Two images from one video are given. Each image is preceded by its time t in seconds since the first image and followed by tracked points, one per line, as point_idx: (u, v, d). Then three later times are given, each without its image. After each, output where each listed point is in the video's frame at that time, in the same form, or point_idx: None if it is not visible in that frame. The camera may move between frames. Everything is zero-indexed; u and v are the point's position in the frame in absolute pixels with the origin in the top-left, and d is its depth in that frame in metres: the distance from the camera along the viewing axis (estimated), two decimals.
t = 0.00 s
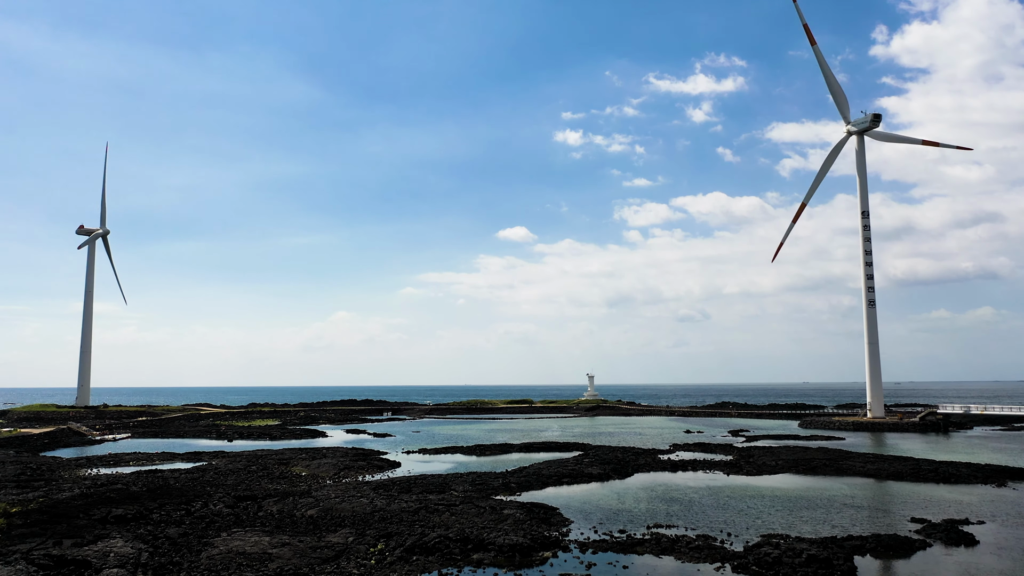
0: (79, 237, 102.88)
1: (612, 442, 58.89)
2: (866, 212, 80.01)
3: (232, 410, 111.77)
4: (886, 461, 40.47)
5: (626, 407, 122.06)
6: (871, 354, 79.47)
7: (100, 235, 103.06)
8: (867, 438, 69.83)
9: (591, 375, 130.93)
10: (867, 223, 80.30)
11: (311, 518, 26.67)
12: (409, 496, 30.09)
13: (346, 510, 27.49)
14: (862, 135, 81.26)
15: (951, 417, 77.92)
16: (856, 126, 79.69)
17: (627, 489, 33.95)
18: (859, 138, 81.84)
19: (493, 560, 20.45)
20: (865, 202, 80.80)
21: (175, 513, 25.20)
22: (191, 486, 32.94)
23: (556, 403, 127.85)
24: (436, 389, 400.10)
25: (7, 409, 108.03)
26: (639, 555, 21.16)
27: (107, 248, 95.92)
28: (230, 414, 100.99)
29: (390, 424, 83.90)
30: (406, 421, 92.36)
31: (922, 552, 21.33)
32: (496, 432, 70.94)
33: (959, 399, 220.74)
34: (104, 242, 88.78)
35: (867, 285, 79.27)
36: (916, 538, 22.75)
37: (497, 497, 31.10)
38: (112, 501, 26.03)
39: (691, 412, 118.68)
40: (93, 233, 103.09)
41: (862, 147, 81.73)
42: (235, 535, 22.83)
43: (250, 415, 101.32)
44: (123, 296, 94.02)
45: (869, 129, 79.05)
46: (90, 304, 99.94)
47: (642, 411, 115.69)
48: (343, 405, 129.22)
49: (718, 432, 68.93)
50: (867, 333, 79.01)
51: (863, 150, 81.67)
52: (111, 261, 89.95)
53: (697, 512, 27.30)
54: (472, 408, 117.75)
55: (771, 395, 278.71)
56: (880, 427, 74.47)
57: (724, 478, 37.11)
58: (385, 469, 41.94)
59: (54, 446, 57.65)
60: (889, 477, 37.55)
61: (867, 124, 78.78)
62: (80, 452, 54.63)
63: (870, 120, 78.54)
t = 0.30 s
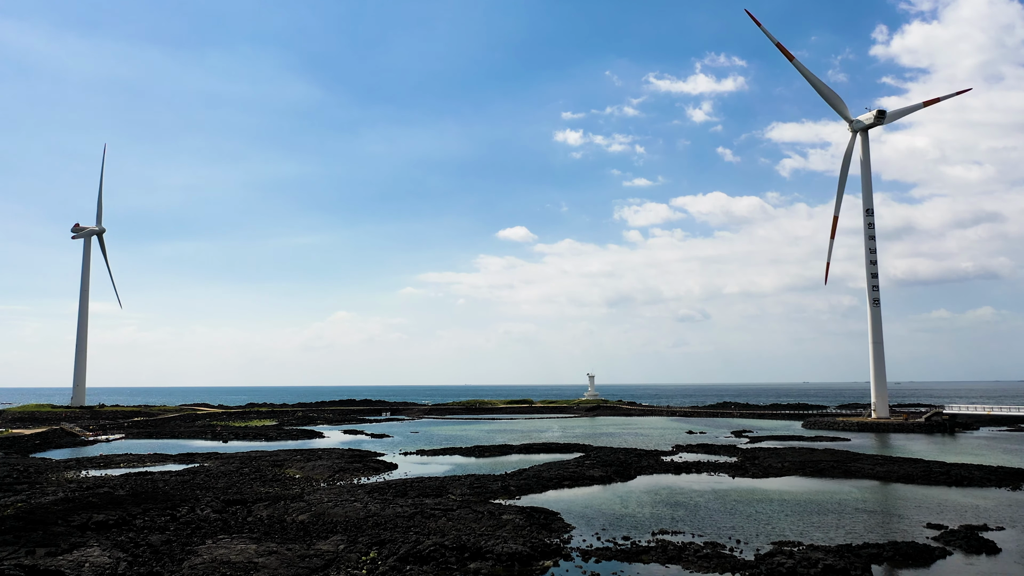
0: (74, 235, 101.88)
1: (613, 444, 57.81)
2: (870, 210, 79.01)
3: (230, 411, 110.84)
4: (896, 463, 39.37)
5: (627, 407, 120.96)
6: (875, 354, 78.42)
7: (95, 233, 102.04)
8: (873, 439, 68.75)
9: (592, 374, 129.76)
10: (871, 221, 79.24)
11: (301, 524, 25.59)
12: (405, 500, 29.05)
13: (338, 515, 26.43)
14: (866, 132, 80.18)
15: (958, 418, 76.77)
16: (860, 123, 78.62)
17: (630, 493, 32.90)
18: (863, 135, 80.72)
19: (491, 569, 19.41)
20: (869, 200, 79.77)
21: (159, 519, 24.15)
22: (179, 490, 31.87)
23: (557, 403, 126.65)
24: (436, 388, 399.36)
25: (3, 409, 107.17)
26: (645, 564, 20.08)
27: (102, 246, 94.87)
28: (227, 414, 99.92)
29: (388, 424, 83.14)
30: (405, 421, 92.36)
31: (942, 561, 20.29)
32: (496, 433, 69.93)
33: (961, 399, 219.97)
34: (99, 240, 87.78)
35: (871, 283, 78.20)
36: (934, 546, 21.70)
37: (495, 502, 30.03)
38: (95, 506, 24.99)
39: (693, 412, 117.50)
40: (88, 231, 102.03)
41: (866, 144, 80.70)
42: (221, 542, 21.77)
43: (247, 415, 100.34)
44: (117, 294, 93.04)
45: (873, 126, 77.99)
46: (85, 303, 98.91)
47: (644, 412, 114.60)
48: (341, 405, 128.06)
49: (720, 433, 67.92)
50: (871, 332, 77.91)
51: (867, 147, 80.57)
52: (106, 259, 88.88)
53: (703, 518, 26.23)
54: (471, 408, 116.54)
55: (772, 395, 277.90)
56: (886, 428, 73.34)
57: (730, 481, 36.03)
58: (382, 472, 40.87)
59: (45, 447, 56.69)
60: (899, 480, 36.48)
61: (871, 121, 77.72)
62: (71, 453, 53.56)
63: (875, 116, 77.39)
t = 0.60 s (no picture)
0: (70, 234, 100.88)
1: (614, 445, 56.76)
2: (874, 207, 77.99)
3: (227, 411, 109.88)
4: (906, 466, 38.29)
5: (628, 407, 120.07)
6: (880, 353, 77.35)
7: (91, 231, 101.02)
8: (878, 440, 67.70)
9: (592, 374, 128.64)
10: (875, 218, 78.19)
11: (291, 530, 24.53)
12: (400, 504, 27.98)
13: (330, 521, 25.37)
14: (870, 128, 79.12)
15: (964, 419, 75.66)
16: (864, 119, 77.60)
17: (632, 497, 31.84)
18: (867, 132, 79.68)
19: None
20: (874, 197, 78.72)
21: (143, 525, 23.09)
22: (167, 494, 30.81)
23: (558, 403, 125.59)
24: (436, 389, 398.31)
25: None
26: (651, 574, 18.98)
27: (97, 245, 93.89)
28: (224, 414, 98.85)
29: (386, 425, 82.52)
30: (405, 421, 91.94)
31: (965, 571, 19.19)
32: (495, 433, 68.97)
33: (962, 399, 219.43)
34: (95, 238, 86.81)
35: (875, 282, 77.16)
36: (955, 554, 20.61)
37: (494, 506, 29.00)
38: (76, 511, 23.94)
39: (694, 412, 116.38)
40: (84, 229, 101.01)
41: (870, 140, 79.66)
42: (205, 551, 20.70)
43: (244, 416, 99.40)
44: (113, 293, 92.04)
45: (877, 122, 76.94)
46: (80, 302, 97.85)
47: (645, 412, 113.60)
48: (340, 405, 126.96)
49: (723, 433, 66.97)
50: (876, 331, 76.85)
51: (871, 144, 79.53)
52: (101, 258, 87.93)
53: (710, 524, 25.15)
54: (471, 409, 115.43)
55: (772, 395, 277.26)
56: (890, 428, 72.29)
57: (735, 484, 34.94)
58: (378, 474, 39.81)
59: (37, 449, 55.64)
60: (910, 483, 35.37)
61: (876, 117, 76.68)
62: (62, 455, 52.61)
63: (879, 113, 76.31)
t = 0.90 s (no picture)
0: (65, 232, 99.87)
1: (616, 446, 55.74)
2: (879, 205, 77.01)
3: (224, 411, 108.88)
4: (917, 468, 37.21)
5: (629, 407, 119.09)
6: (885, 353, 76.26)
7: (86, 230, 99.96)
8: (883, 441, 66.61)
9: (593, 374, 127.39)
10: (880, 216, 77.15)
11: (280, 536, 23.46)
12: (395, 509, 26.93)
13: (321, 527, 24.31)
14: (875, 124, 78.08)
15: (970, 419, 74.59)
16: (869, 116, 76.59)
17: (636, 501, 30.78)
18: (872, 128, 78.63)
19: None
20: (878, 195, 77.71)
21: (124, 532, 22.05)
22: (154, 497, 29.71)
23: (558, 403, 124.56)
24: (436, 389, 397.32)
25: None
26: None
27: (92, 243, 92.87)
28: (221, 415, 97.68)
29: (384, 425, 81.62)
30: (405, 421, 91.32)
31: None
32: (495, 434, 67.98)
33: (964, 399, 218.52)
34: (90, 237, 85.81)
35: (880, 280, 76.10)
36: (979, 564, 19.55)
37: (493, 510, 27.93)
38: (55, 516, 22.90)
39: (696, 413, 115.22)
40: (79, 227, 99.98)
41: (875, 137, 78.61)
42: (188, 560, 19.65)
43: (241, 416, 98.45)
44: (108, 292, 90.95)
45: (882, 118, 75.92)
46: (75, 301, 96.77)
47: (646, 412, 112.59)
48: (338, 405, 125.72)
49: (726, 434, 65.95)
50: (880, 330, 75.73)
51: (876, 141, 78.44)
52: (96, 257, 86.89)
53: (718, 530, 24.11)
54: (470, 409, 114.22)
55: (773, 395, 276.31)
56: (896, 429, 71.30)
57: (742, 487, 33.82)
58: (374, 477, 38.72)
59: (26, 450, 54.60)
60: (922, 486, 34.33)
61: (881, 113, 75.60)
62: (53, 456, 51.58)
63: (885, 108, 75.16)
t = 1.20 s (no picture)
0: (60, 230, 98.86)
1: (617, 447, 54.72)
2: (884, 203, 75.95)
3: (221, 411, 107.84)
4: (928, 471, 36.15)
5: (629, 407, 118.08)
6: (890, 352, 75.18)
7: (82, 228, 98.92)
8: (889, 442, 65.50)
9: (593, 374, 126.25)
10: (885, 214, 76.10)
11: (268, 544, 22.36)
12: (389, 514, 25.86)
13: (311, 533, 23.23)
14: (880, 121, 77.04)
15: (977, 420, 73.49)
16: (873, 112, 75.57)
17: (639, 505, 29.71)
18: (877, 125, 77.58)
19: None
20: (883, 192, 76.64)
21: (104, 539, 20.98)
22: (139, 502, 28.64)
23: (558, 403, 123.55)
24: (435, 389, 396.20)
25: None
26: None
27: (88, 241, 91.90)
28: (217, 415, 96.49)
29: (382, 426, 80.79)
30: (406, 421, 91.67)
31: None
32: (494, 435, 66.96)
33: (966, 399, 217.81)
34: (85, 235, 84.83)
35: (885, 279, 75.04)
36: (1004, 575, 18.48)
37: (491, 516, 26.85)
38: (31, 523, 21.83)
39: (697, 413, 114.16)
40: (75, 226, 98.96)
41: (880, 134, 77.54)
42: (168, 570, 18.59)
43: (238, 416, 97.40)
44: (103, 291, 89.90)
45: (887, 115, 74.87)
46: (71, 300, 95.76)
47: (647, 412, 111.58)
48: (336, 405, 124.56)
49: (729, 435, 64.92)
50: (885, 329, 74.69)
51: (881, 138, 77.38)
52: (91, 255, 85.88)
53: (727, 537, 23.06)
54: (469, 409, 113.02)
55: (774, 395, 275.40)
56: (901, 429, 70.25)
57: (749, 490, 32.72)
58: (370, 479, 37.65)
59: (16, 451, 53.60)
60: (934, 489, 33.26)
61: (886, 110, 74.54)
62: (42, 458, 50.60)
63: (890, 105, 74.10)
